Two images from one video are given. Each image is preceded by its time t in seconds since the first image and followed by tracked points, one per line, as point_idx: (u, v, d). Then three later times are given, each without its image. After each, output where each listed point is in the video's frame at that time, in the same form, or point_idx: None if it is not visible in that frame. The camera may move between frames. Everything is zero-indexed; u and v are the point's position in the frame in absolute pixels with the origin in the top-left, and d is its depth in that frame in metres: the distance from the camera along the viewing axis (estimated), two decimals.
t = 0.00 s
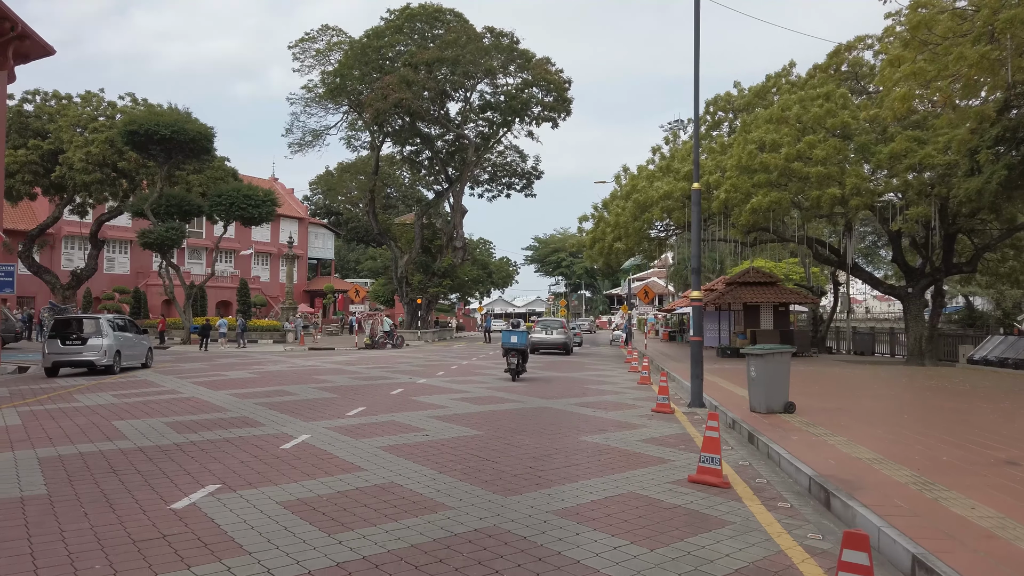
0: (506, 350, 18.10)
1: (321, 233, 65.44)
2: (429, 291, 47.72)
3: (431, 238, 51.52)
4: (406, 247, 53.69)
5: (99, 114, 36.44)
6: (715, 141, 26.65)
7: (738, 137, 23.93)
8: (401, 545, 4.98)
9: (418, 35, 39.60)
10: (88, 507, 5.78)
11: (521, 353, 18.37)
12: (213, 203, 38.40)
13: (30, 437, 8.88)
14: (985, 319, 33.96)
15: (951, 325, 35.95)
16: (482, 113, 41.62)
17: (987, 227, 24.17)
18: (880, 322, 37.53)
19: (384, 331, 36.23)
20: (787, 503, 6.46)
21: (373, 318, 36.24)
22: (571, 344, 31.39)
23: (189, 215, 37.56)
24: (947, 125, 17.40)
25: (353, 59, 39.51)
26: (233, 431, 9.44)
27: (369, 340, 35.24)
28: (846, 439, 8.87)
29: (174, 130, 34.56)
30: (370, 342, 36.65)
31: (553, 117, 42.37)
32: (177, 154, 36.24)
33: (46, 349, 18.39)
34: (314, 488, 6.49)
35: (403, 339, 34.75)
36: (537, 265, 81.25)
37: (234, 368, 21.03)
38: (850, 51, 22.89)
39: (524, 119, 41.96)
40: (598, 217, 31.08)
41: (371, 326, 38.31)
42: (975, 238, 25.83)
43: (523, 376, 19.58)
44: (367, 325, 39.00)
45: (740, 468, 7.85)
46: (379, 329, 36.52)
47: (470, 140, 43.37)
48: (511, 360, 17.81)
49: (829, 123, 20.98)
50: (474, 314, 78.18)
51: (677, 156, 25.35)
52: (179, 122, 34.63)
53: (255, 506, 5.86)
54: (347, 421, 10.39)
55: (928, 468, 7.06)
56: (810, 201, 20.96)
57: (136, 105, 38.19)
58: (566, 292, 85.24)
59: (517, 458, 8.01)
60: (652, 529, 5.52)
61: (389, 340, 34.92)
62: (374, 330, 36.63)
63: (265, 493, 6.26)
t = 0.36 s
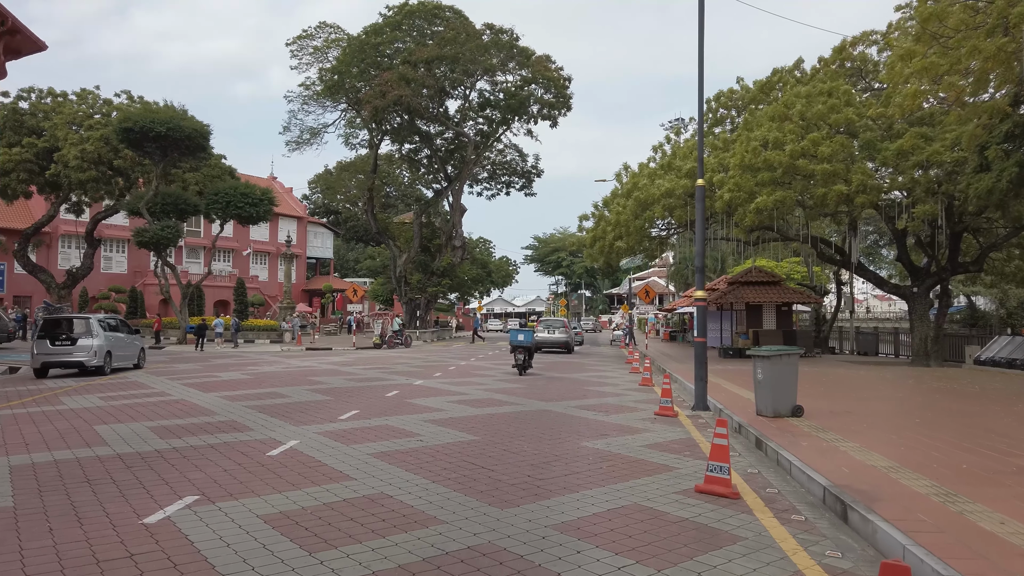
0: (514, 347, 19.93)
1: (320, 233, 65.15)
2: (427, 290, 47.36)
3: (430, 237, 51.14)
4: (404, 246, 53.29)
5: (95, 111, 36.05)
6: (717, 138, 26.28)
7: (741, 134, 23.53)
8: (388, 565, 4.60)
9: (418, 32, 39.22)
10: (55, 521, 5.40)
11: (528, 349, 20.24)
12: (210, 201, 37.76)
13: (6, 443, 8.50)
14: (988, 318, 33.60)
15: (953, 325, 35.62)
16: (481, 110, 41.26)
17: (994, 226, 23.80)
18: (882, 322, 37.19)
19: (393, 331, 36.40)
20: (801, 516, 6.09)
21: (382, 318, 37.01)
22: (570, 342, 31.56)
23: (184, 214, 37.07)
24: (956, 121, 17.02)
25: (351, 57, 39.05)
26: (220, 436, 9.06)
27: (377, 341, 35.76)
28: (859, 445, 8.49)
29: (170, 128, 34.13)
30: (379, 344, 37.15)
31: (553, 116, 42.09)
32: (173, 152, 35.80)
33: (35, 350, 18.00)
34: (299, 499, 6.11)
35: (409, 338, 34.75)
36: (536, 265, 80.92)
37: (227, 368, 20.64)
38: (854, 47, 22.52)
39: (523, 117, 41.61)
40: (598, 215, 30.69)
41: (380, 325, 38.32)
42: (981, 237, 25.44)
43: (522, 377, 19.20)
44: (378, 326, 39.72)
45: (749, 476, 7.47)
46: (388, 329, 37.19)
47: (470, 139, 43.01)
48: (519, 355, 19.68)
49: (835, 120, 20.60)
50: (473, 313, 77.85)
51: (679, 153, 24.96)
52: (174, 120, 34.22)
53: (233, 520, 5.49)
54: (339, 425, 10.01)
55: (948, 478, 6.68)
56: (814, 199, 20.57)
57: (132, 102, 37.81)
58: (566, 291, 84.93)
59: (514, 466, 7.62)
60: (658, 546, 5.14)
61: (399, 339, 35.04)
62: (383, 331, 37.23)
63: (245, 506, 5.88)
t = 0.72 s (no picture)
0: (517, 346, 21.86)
1: (316, 233, 64.77)
2: (423, 290, 46.97)
3: (426, 237, 50.74)
4: (400, 246, 52.88)
5: (86, 110, 35.59)
6: (716, 135, 25.93)
7: (740, 130, 23.17)
8: None
9: (413, 29, 38.84)
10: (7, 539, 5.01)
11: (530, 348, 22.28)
12: (202, 200, 37.21)
13: None
14: (987, 317, 33.36)
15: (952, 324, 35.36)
16: (477, 108, 40.96)
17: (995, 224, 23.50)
18: (881, 321, 36.89)
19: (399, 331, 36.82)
20: (809, 529, 5.72)
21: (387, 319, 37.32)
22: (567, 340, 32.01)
23: (176, 213, 36.51)
24: (959, 117, 16.68)
25: (346, 54, 38.60)
26: (199, 442, 8.67)
27: (383, 342, 36.20)
28: (866, 450, 8.12)
29: (161, 125, 33.70)
30: (384, 344, 37.33)
31: (550, 114, 41.83)
32: (165, 151, 35.30)
33: (18, 352, 17.58)
34: (273, 513, 5.72)
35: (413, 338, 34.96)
36: (533, 265, 80.59)
37: (217, 370, 20.24)
38: (853, 43, 22.24)
39: (520, 115, 41.30)
40: (595, 214, 30.29)
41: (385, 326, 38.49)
42: (983, 235, 25.10)
43: (517, 379, 18.83)
44: (381, 325, 39.77)
45: (753, 485, 7.10)
46: (394, 330, 37.54)
47: (466, 137, 42.67)
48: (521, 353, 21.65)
49: (836, 116, 20.26)
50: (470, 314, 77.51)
51: (677, 150, 24.58)
52: (166, 117, 33.77)
53: (199, 537, 5.10)
54: (324, 430, 9.61)
55: (963, 487, 6.31)
56: (815, 197, 20.21)
57: (124, 101, 37.34)
58: (563, 291, 84.64)
59: (504, 475, 7.23)
60: (657, 565, 4.76)
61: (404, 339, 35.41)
62: (388, 332, 37.47)
63: (214, 521, 5.48)
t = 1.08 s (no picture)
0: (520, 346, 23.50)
1: (312, 232, 64.38)
2: (418, 290, 46.63)
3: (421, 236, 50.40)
4: (396, 245, 52.52)
5: (77, 108, 35.14)
6: (714, 132, 25.58)
7: (739, 127, 22.84)
8: None
9: (407, 27, 38.34)
10: None
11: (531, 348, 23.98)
12: (194, 199, 36.74)
13: None
14: (986, 317, 33.08)
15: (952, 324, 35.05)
16: (472, 106, 40.61)
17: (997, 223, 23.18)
18: (880, 322, 36.59)
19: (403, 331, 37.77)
20: (814, 542, 5.36)
21: (391, 320, 38.26)
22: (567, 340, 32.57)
23: (168, 212, 35.97)
24: (964, 112, 16.29)
25: (340, 52, 38.18)
26: (175, 447, 8.30)
27: (387, 341, 37.11)
28: (872, 456, 7.77)
29: (152, 123, 33.28)
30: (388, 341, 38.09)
31: (546, 112, 41.48)
32: (156, 149, 34.84)
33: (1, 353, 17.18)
34: (242, 526, 5.35)
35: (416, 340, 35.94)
36: (530, 264, 80.27)
37: (205, 372, 19.84)
38: (853, 39, 21.96)
39: (515, 113, 40.95)
40: (591, 212, 29.91)
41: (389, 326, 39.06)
42: (984, 234, 24.77)
43: (512, 380, 18.49)
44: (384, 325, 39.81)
45: (754, 494, 6.76)
46: (398, 330, 38.44)
47: (461, 136, 42.30)
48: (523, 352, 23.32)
49: (836, 113, 19.91)
50: (467, 314, 77.18)
51: (674, 147, 24.22)
52: (157, 116, 33.32)
53: (159, 554, 4.73)
54: (307, 435, 9.24)
55: (976, 497, 5.96)
56: (815, 194, 19.85)
57: (116, 99, 36.88)
58: (561, 291, 84.39)
59: (493, 483, 6.88)
60: None
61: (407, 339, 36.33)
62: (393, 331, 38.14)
63: (176, 536, 5.11)
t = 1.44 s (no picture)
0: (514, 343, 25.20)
1: (302, 232, 63.86)
2: (407, 291, 46.27)
3: (410, 236, 50.01)
4: (384, 245, 52.12)
5: (59, 105, 34.60)
6: (704, 130, 25.28)
7: (728, 125, 22.58)
8: None
9: (395, 24, 37.93)
10: None
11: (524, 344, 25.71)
12: (178, 198, 36.18)
13: None
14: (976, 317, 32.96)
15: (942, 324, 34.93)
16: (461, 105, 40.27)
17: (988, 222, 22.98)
18: (870, 321, 36.44)
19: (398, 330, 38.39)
20: (801, 556, 5.04)
21: (388, 321, 38.57)
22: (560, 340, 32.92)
23: (151, 211, 35.35)
24: (956, 108, 16.01)
25: (327, 49, 37.75)
26: (135, 455, 7.91)
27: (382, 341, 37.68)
28: (861, 461, 7.46)
29: (135, 121, 32.78)
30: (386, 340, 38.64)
31: (535, 111, 41.17)
32: (139, 147, 34.30)
33: None
34: (189, 543, 4.97)
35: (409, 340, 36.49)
36: (522, 265, 79.92)
37: (185, 374, 19.41)
38: (843, 36, 21.77)
39: (505, 112, 40.61)
40: (579, 211, 29.59)
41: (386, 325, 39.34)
42: (975, 233, 24.59)
43: (496, 381, 18.16)
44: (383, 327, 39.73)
45: (738, 503, 6.43)
46: (394, 330, 38.84)
47: (450, 134, 41.93)
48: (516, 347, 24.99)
49: (827, 110, 19.65)
50: (458, 315, 76.81)
51: (662, 145, 23.90)
52: (139, 113, 32.79)
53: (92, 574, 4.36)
54: (276, 441, 8.86)
55: (970, 506, 5.65)
56: (804, 192, 19.58)
57: (99, 96, 36.32)
58: (552, 291, 84.13)
59: (464, 493, 6.53)
60: None
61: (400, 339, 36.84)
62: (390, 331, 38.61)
63: (116, 554, 4.73)
